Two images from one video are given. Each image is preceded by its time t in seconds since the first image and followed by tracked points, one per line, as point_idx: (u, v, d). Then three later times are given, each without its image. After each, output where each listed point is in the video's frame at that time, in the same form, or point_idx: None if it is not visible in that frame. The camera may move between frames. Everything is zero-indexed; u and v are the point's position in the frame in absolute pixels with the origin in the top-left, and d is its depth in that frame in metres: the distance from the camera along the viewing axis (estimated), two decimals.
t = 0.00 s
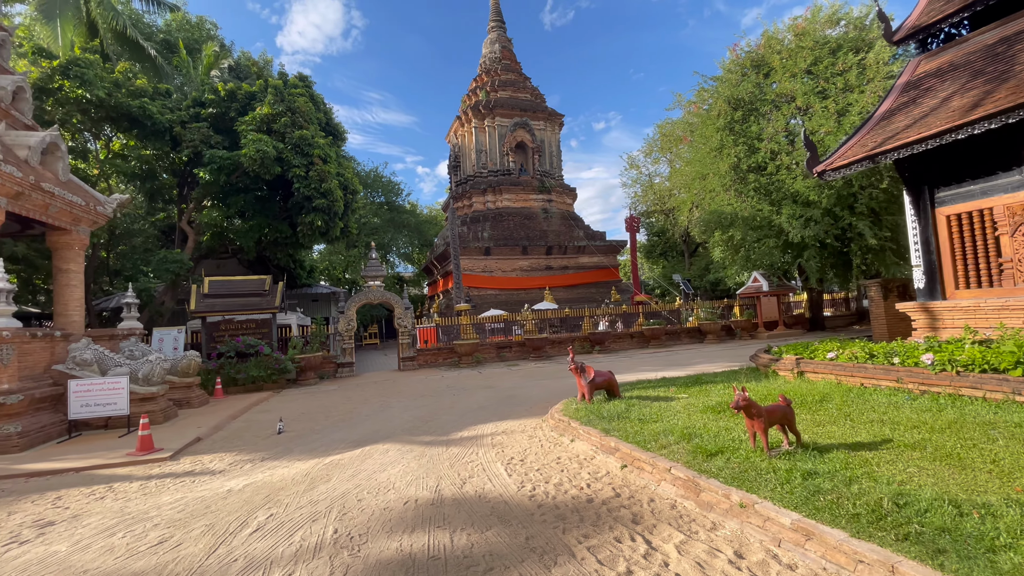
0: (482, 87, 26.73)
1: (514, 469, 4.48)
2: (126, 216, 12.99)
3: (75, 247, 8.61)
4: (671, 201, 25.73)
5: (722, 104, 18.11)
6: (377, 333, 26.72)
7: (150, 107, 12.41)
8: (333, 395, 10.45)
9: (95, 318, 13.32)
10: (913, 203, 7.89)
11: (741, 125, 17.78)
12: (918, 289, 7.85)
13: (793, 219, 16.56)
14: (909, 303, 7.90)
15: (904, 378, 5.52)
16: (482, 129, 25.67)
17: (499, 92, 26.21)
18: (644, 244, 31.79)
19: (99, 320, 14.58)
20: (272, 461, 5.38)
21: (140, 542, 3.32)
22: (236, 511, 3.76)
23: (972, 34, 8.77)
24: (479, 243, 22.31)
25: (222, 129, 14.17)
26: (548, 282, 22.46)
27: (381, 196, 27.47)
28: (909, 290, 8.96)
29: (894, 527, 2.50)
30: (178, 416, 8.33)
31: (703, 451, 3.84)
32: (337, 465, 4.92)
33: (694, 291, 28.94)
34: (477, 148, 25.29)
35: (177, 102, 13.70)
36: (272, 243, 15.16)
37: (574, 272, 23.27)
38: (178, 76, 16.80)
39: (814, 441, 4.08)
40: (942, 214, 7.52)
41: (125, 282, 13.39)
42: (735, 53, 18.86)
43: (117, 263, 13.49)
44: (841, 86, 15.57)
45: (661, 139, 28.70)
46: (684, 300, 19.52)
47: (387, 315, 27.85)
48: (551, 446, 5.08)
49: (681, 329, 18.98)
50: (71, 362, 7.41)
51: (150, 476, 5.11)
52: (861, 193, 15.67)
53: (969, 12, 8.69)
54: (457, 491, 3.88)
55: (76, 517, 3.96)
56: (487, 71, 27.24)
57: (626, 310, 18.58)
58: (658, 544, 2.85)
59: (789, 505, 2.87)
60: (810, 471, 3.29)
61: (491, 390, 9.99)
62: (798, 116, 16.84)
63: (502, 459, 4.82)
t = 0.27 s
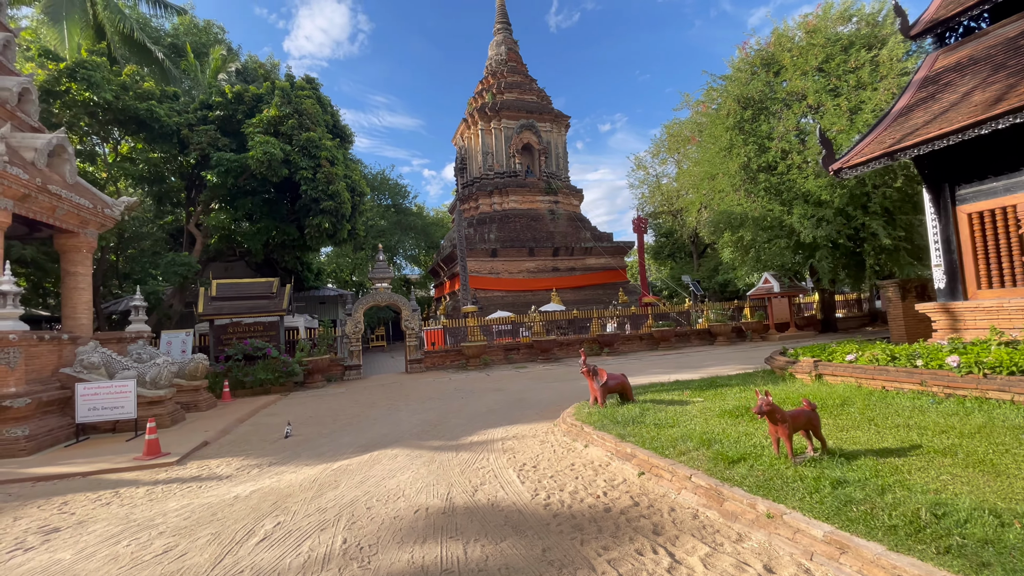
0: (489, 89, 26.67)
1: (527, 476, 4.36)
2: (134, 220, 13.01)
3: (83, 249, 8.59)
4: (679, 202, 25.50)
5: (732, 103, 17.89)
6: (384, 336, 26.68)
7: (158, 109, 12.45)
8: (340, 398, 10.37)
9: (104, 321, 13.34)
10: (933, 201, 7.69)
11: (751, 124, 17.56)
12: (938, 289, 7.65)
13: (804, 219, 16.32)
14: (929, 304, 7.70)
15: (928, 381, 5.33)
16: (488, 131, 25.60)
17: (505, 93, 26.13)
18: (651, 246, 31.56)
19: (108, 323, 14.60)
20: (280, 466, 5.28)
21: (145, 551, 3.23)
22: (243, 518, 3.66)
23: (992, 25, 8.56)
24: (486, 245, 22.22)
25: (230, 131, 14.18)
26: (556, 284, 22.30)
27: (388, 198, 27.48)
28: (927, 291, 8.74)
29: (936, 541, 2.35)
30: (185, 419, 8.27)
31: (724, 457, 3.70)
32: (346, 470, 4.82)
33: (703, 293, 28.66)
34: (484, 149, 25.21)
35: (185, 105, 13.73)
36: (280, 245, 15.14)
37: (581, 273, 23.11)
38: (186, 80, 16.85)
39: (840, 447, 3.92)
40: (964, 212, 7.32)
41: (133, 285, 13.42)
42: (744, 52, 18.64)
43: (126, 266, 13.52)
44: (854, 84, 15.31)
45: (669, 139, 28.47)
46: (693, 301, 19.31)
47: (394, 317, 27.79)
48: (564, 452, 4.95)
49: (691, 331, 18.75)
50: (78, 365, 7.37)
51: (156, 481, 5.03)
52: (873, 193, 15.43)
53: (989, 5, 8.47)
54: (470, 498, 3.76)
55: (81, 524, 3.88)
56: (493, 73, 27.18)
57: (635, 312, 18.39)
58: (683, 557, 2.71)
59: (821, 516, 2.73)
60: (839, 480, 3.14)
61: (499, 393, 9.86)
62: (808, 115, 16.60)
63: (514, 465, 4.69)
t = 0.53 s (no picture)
0: (493, 89, 26.56)
1: (533, 482, 4.22)
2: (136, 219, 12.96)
3: (84, 248, 8.51)
4: (684, 202, 25.31)
5: (738, 102, 17.70)
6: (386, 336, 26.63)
7: (160, 108, 12.42)
8: (342, 399, 10.25)
9: (106, 321, 13.28)
10: (947, 202, 7.53)
11: (758, 124, 17.39)
12: (952, 291, 7.48)
13: (812, 220, 16.14)
14: (943, 306, 7.53)
15: (946, 385, 5.17)
16: (492, 131, 25.49)
17: (509, 94, 26.02)
18: (656, 247, 31.40)
19: (110, 322, 14.55)
20: (280, 470, 5.17)
21: (138, 560, 3.11)
22: (240, 526, 3.54)
23: (1006, 24, 8.34)
24: (489, 246, 22.12)
25: (233, 130, 14.11)
26: (559, 285, 22.23)
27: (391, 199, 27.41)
28: (940, 293, 8.57)
29: (970, 560, 2.20)
30: (185, 420, 8.18)
31: (739, 465, 3.56)
32: (347, 475, 4.70)
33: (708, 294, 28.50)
34: (487, 150, 25.11)
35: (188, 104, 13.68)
36: (283, 245, 15.05)
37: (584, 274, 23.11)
38: (190, 79, 16.81)
39: (859, 455, 3.77)
40: (979, 213, 7.15)
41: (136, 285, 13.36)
42: (751, 51, 18.46)
43: (129, 266, 13.46)
44: (862, 84, 15.12)
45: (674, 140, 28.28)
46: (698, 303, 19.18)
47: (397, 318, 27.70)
48: (571, 457, 4.81)
49: (696, 333, 18.59)
50: (77, 365, 7.28)
51: (154, 485, 4.92)
52: (882, 194, 15.25)
53: (1003, 2, 8.29)
54: (474, 506, 3.63)
55: (74, 530, 3.77)
56: (498, 73, 27.06)
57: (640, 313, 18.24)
58: (698, 572, 2.58)
59: (845, 529, 2.58)
60: (862, 491, 2.98)
61: (503, 395, 9.73)
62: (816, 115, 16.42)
63: (520, 471, 4.56)
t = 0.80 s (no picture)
0: (495, 87, 26.44)
1: (535, 485, 4.12)
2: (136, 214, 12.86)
3: (82, 242, 8.42)
4: (686, 202, 25.18)
5: (742, 101, 17.57)
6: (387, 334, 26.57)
7: (160, 102, 12.34)
8: (341, 397, 10.15)
9: (104, 316, 13.18)
10: (957, 202, 7.43)
11: (762, 123, 17.27)
12: (961, 293, 7.38)
13: (815, 220, 16.03)
14: (951, 308, 7.43)
15: (957, 389, 5.07)
16: (493, 129, 25.38)
17: (511, 91, 25.89)
18: (658, 246, 31.31)
19: (109, 318, 14.46)
20: (277, 469, 5.08)
21: (129, 563, 3.01)
22: (234, 527, 3.44)
23: (1016, 23, 8.22)
24: (490, 244, 22.03)
25: (233, 125, 14.01)
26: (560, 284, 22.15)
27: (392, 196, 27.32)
28: (948, 295, 8.46)
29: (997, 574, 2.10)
30: (182, 417, 8.08)
31: (748, 470, 3.46)
32: (345, 475, 4.60)
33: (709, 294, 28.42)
34: (489, 147, 24.99)
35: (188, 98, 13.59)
36: (283, 241, 14.94)
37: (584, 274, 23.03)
38: (191, 74, 16.71)
39: (871, 460, 3.67)
40: (989, 213, 7.04)
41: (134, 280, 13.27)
42: (755, 50, 18.32)
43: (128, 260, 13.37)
44: (867, 84, 14.98)
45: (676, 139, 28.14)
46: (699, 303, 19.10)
47: (397, 315, 27.60)
48: (574, 459, 4.72)
49: (698, 333, 18.50)
50: (73, 360, 7.18)
51: (148, 483, 4.82)
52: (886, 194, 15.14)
53: None
54: (475, 509, 3.54)
55: (65, 529, 3.67)
56: (500, 71, 26.93)
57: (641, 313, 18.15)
58: None
59: (862, 539, 2.49)
60: (877, 499, 2.89)
61: (504, 394, 9.63)
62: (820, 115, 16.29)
63: (522, 472, 4.46)
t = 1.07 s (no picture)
0: (497, 82, 26.27)
1: (539, 484, 4.03)
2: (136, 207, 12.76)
3: (81, 234, 8.32)
4: (689, 200, 25.05)
5: (747, 98, 17.42)
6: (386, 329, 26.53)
7: (161, 93, 12.21)
8: (341, 392, 10.07)
9: (104, 309, 13.10)
10: (968, 200, 7.32)
11: (766, 120, 17.13)
12: (971, 293, 7.28)
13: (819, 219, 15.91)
14: (961, 308, 7.33)
15: (969, 390, 4.98)
16: (495, 125, 25.22)
17: (513, 87, 25.72)
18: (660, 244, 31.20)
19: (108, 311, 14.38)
20: (276, 465, 5.00)
21: (124, 561, 2.93)
22: (233, 525, 3.35)
23: None
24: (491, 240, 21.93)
25: (234, 117, 13.89)
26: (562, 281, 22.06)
27: (393, 191, 27.20)
28: (956, 294, 8.35)
29: None
30: (181, 411, 8.01)
31: (759, 471, 3.38)
32: (345, 472, 4.51)
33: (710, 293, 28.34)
34: (490, 143, 24.84)
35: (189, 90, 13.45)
36: (283, 235, 14.83)
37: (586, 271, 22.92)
38: (192, 67, 16.57)
39: (885, 462, 3.59)
40: (1002, 212, 6.94)
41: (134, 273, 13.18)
42: (760, 46, 18.13)
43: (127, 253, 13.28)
44: (874, 81, 14.83)
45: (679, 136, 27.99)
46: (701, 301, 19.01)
47: (397, 311, 27.52)
48: (578, 458, 4.63)
49: (699, 331, 18.42)
50: (72, 353, 7.10)
51: (146, 478, 4.74)
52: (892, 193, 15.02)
53: None
54: (478, 509, 3.45)
55: (62, 524, 3.59)
56: (502, 66, 26.73)
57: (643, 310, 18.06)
58: None
59: (882, 545, 2.40)
60: (895, 503, 2.80)
61: (505, 391, 9.55)
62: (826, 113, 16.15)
63: (525, 471, 4.37)
